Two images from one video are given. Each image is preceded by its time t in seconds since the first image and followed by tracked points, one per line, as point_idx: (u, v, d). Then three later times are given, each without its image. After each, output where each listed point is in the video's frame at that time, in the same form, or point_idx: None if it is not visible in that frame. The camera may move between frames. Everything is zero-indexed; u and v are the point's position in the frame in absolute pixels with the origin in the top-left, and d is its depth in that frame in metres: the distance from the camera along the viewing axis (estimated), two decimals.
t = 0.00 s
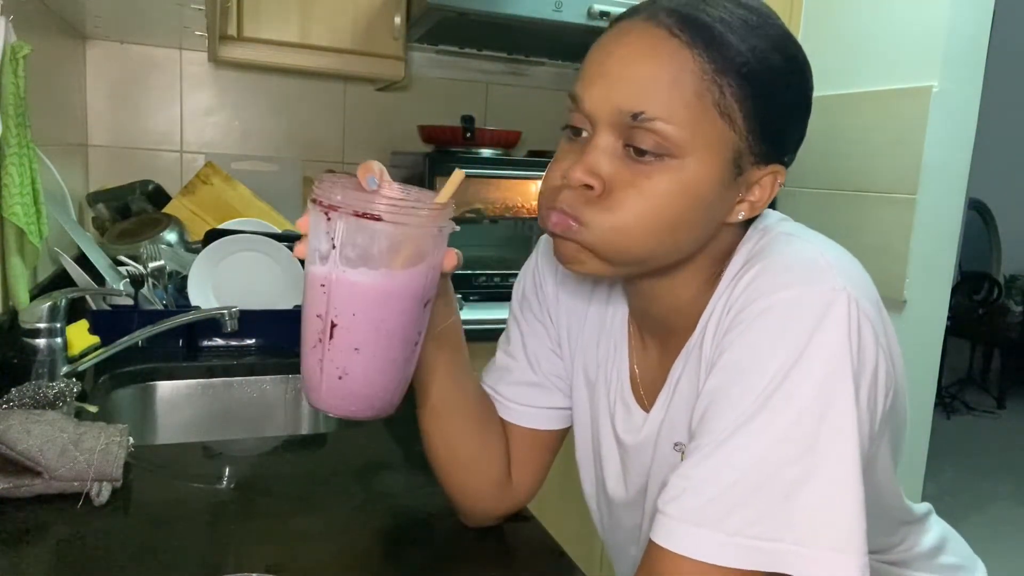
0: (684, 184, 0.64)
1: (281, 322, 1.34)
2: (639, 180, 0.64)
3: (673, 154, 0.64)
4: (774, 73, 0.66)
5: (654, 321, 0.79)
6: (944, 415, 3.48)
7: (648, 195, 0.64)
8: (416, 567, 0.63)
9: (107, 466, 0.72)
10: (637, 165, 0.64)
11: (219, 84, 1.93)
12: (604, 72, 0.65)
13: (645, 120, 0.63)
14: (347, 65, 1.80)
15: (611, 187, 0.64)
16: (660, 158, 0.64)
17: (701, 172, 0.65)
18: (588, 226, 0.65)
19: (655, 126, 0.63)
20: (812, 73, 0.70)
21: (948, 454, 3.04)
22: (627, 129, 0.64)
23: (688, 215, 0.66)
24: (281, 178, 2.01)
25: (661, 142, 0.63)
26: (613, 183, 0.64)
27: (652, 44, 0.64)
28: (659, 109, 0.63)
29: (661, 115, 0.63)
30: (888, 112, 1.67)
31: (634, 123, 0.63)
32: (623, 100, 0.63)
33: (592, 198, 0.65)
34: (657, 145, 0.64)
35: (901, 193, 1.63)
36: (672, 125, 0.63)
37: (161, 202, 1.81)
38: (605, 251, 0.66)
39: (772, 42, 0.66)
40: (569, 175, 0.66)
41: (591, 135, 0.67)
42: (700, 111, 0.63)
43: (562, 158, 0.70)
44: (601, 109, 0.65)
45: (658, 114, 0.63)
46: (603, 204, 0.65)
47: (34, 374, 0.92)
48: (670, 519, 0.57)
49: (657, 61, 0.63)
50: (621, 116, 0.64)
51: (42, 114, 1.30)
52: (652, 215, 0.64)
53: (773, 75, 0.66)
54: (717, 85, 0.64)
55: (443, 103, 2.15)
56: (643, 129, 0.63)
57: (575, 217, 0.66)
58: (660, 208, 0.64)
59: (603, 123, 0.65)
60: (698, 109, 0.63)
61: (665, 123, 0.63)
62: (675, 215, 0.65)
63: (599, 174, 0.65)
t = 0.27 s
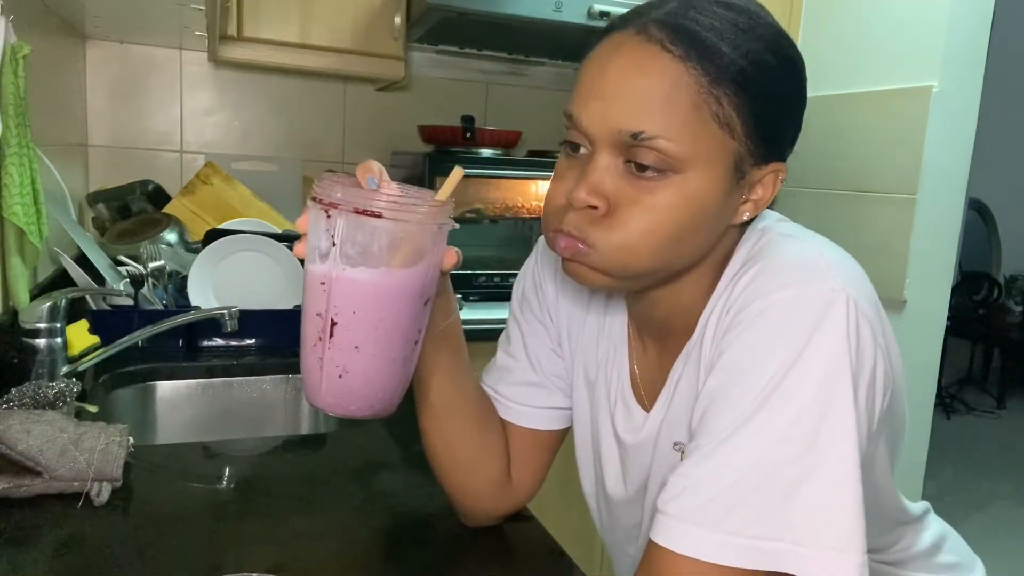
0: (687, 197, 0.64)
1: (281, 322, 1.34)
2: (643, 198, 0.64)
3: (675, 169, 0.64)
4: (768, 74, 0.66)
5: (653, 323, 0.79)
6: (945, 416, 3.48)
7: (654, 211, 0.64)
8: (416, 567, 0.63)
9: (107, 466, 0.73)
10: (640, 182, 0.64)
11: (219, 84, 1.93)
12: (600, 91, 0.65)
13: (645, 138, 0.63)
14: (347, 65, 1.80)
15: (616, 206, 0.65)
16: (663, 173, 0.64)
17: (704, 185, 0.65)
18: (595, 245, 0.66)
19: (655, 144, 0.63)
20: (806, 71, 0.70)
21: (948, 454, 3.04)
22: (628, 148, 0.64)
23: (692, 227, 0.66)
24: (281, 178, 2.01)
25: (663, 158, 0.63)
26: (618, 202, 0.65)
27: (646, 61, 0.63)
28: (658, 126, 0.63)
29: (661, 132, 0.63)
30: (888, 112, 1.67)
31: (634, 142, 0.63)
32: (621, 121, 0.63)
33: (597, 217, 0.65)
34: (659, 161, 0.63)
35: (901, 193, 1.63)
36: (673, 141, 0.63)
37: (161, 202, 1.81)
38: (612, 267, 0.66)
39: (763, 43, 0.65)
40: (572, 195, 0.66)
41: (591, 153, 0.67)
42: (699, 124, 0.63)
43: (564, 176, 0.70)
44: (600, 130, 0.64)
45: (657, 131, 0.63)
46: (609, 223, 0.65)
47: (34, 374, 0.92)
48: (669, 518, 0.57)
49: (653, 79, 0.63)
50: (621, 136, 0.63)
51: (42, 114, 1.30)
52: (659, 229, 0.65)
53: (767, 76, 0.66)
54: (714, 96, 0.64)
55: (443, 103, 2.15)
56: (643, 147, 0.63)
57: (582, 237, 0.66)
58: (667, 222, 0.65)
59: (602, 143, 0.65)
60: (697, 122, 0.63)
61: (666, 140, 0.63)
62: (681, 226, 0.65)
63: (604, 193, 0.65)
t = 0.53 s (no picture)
0: (688, 199, 0.64)
1: (280, 322, 1.34)
2: (644, 201, 0.64)
3: (676, 172, 0.64)
4: (766, 75, 0.66)
5: (654, 323, 0.79)
6: (945, 416, 3.49)
7: (654, 214, 0.64)
8: (416, 567, 0.63)
9: (107, 466, 0.72)
10: (641, 185, 0.64)
11: (219, 84, 1.93)
12: (600, 95, 0.64)
13: (645, 142, 0.63)
14: (347, 65, 1.80)
15: (617, 209, 0.65)
16: (663, 176, 0.64)
17: (704, 187, 0.65)
18: (597, 250, 0.66)
19: (656, 147, 0.63)
20: (805, 70, 0.70)
21: (947, 455, 3.05)
22: (628, 151, 0.64)
23: (693, 229, 0.66)
24: (281, 178, 2.01)
25: (663, 161, 0.63)
26: (619, 205, 0.65)
27: (645, 64, 0.63)
28: (658, 129, 0.62)
29: (661, 135, 0.63)
30: (888, 112, 1.67)
31: (634, 146, 0.63)
32: (621, 124, 0.63)
33: (598, 221, 0.65)
34: (660, 164, 0.63)
35: (901, 194, 1.63)
36: (673, 144, 0.63)
37: (161, 202, 1.81)
38: (614, 271, 0.66)
39: (761, 43, 0.65)
40: (573, 199, 0.66)
41: (591, 156, 0.66)
42: (699, 127, 0.63)
43: (564, 178, 0.70)
44: (600, 133, 0.64)
45: (657, 134, 0.63)
46: (610, 227, 0.65)
47: (33, 374, 0.92)
48: (670, 518, 0.57)
49: (652, 82, 0.63)
50: (621, 139, 0.63)
51: (42, 113, 1.30)
52: (660, 231, 0.65)
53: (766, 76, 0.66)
54: (713, 98, 0.64)
55: (443, 103, 2.15)
56: (643, 151, 0.63)
57: (585, 242, 0.66)
58: (668, 224, 0.65)
59: (602, 146, 0.65)
60: (698, 125, 0.63)
61: (666, 143, 0.63)
62: (682, 228, 0.65)
63: (604, 196, 0.65)
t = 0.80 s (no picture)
0: (669, 210, 0.65)
1: (280, 322, 1.34)
2: (626, 206, 0.65)
3: (660, 181, 0.64)
4: (776, 88, 0.65)
5: (653, 324, 0.79)
6: (945, 416, 3.49)
7: (634, 220, 0.65)
8: (416, 567, 0.63)
9: (107, 466, 0.72)
10: (626, 190, 0.65)
11: (219, 84, 1.93)
12: (594, 96, 0.64)
13: (631, 150, 0.63)
14: (347, 65, 1.80)
15: (601, 212, 0.65)
16: (648, 184, 0.64)
17: (687, 200, 0.65)
18: (576, 249, 0.67)
19: (641, 156, 0.63)
20: (817, 83, 0.69)
21: (947, 454, 3.05)
22: (615, 156, 0.64)
23: (676, 237, 0.66)
24: (281, 178, 2.01)
25: (648, 170, 0.63)
26: (603, 207, 0.65)
27: (641, 71, 0.63)
28: (645, 138, 0.62)
29: (647, 144, 0.63)
30: (888, 112, 1.67)
31: (620, 152, 0.63)
32: (610, 129, 0.63)
33: (580, 221, 0.66)
34: (645, 172, 0.64)
35: (901, 194, 1.63)
36: (658, 155, 0.63)
37: (161, 202, 1.81)
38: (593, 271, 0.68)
39: (774, 56, 0.64)
40: (560, 198, 0.67)
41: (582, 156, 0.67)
42: (687, 139, 0.63)
43: (558, 175, 0.70)
44: (590, 135, 0.64)
45: (644, 143, 0.62)
46: (593, 229, 0.66)
47: (33, 374, 0.92)
48: (670, 517, 0.57)
49: (644, 89, 0.63)
50: (608, 143, 0.63)
51: (42, 113, 1.30)
52: (638, 238, 0.65)
53: (775, 89, 0.65)
54: (703, 112, 0.63)
55: (444, 103, 2.15)
56: (629, 158, 0.63)
57: (564, 240, 0.67)
58: (647, 232, 0.65)
59: (592, 148, 0.65)
60: (684, 138, 0.63)
61: (651, 154, 0.63)
62: (662, 237, 0.66)
63: (589, 198, 0.65)
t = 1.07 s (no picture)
0: (697, 203, 0.65)
1: (280, 322, 1.34)
2: (654, 202, 0.64)
3: (687, 175, 0.64)
4: (777, 78, 0.66)
5: (652, 325, 0.79)
6: (945, 416, 3.49)
7: (664, 215, 0.65)
8: (416, 568, 0.63)
9: (107, 466, 0.73)
10: (653, 185, 0.65)
11: (219, 84, 1.93)
12: (611, 93, 0.64)
13: (661, 143, 0.63)
14: (347, 65, 1.80)
15: (628, 209, 0.65)
16: (676, 178, 0.64)
17: (714, 192, 0.65)
18: (607, 249, 0.66)
19: (669, 148, 0.63)
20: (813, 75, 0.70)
21: (947, 454, 3.05)
22: (642, 151, 0.64)
23: (701, 231, 0.66)
24: (281, 178, 2.01)
25: (676, 163, 0.63)
26: (630, 205, 0.65)
27: (661, 65, 0.63)
28: (674, 131, 0.62)
29: (676, 137, 0.62)
30: (888, 112, 1.67)
31: (648, 146, 0.63)
32: (636, 124, 0.63)
33: (606, 221, 0.66)
34: (674, 166, 0.64)
35: (901, 194, 1.63)
36: (686, 147, 0.63)
37: (161, 202, 1.81)
38: (623, 271, 0.67)
39: (774, 46, 0.65)
40: (583, 198, 0.66)
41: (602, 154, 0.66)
42: (712, 130, 0.63)
43: (573, 174, 0.69)
44: (613, 132, 0.64)
45: (673, 136, 0.62)
46: (620, 227, 0.65)
47: (33, 374, 0.92)
48: (668, 517, 0.57)
49: (668, 83, 0.62)
50: (634, 139, 0.63)
51: (42, 114, 1.30)
52: (669, 233, 0.65)
53: (774, 82, 0.66)
54: (728, 102, 0.64)
55: (444, 103, 2.15)
56: (659, 152, 0.63)
57: (593, 241, 0.67)
58: (677, 226, 0.65)
59: (615, 145, 0.64)
60: (711, 128, 0.63)
61: (680, 146, 0.63)
62: (690, 231, 0.66)
63: (615, 196, 0.65)
